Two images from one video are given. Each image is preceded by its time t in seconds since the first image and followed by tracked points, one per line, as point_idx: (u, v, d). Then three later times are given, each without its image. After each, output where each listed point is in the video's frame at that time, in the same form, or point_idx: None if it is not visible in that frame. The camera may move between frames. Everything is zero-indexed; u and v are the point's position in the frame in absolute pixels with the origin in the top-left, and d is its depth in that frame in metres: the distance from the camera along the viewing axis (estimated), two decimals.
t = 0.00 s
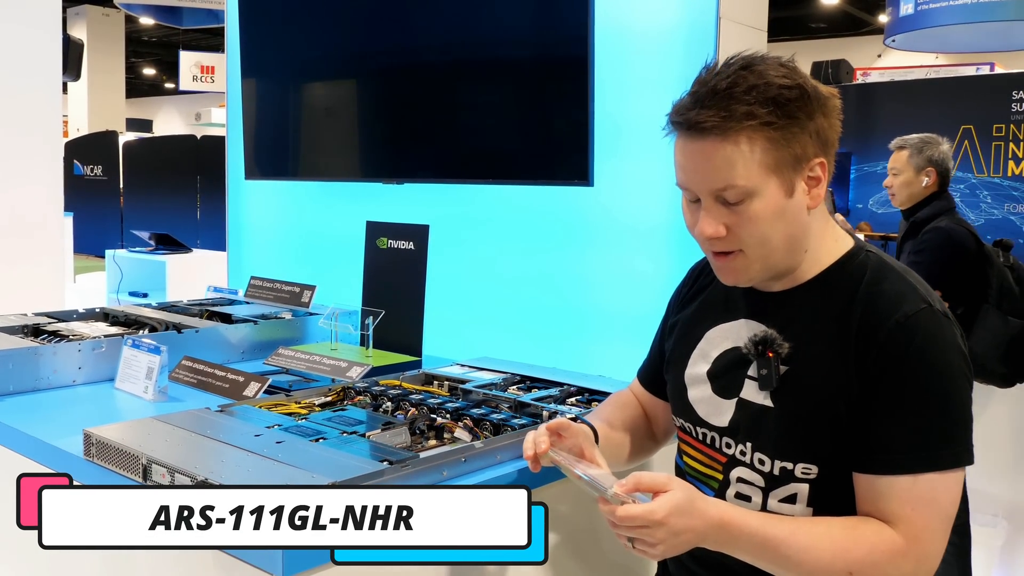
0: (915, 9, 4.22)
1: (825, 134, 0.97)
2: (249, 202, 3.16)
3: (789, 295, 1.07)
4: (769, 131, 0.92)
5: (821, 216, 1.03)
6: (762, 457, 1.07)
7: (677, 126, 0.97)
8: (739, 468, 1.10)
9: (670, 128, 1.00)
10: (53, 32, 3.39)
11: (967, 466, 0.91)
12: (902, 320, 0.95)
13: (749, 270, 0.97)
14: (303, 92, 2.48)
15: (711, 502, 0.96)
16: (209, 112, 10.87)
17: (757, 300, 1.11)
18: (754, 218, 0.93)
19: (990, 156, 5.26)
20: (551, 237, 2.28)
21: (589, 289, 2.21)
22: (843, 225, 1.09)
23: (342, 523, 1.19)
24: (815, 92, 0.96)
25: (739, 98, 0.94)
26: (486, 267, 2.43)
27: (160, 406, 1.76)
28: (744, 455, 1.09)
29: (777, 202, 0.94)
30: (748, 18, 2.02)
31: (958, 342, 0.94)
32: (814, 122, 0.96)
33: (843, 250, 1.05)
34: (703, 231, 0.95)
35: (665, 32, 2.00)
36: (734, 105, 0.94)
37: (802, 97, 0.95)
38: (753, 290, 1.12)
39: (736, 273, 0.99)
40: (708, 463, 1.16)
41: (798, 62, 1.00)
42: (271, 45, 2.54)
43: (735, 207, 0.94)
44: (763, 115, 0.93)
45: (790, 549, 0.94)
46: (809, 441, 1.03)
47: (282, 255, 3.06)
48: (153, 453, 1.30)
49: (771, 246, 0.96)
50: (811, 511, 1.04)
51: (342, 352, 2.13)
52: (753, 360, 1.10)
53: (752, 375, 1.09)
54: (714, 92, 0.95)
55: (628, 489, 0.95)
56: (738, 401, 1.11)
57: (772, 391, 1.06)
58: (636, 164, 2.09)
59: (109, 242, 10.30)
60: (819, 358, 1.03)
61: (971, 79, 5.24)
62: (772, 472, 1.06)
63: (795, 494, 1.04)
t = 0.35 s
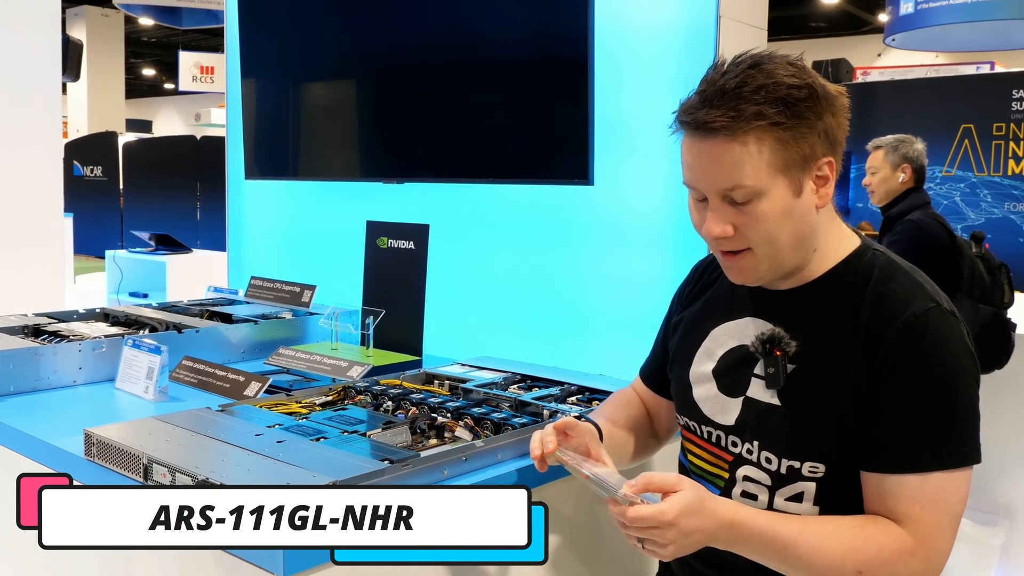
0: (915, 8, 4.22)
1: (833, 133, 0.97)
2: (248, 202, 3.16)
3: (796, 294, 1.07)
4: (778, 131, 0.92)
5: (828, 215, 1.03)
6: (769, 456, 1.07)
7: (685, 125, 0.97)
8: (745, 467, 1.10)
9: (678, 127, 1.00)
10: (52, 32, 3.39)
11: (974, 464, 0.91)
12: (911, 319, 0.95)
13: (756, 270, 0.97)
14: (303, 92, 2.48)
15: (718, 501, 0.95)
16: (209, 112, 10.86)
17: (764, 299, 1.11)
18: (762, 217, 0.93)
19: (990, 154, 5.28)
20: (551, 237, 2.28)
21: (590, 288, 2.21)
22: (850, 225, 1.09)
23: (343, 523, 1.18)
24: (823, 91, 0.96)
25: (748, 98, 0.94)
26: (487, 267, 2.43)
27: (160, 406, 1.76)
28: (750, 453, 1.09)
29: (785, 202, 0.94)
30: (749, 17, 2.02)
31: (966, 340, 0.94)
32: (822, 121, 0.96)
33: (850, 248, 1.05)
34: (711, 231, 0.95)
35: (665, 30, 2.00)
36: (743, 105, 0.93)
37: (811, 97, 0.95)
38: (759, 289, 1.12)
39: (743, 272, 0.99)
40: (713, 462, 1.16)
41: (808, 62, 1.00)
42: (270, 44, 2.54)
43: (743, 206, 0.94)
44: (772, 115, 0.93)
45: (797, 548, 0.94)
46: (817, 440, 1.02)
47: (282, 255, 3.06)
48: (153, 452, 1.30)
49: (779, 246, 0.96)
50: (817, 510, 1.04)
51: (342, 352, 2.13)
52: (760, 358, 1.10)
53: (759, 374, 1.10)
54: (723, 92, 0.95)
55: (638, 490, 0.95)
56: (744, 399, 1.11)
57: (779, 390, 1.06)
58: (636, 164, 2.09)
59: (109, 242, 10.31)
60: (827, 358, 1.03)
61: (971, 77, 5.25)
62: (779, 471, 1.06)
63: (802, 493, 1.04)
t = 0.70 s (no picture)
0: (915, 7, 4.22)
1: (841, 131, 0.97)
2: (248, 201, 3.17)
3: (802, 291, 1.07)
4: (787, 128, 0.93)
5: (833, 214, 1.03)
6: (775, 453, 1.07)
7: (694, 119, 0.97)
8: (751, 464, 1.10)
9: (686, 121, 1.00)
10: (51, 32, 3.39)
11: (980, 463, 0.91)
12: (918, 317, 0.95)
13: (761, 266, 0.98)
14: (303, 90, 2.48)
15: (727, 499, 0.95)
16: (209, 111, 10.86)
17: (769, 296, 1.11)
18: (768, 214, 0.94)
19: (990, 153, 5.28)
20: (551, 235, 2.28)
21: (589, 286, 2.21)
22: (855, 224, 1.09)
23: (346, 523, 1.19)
24: (833, 89, 0.97)
25: (758, 94, 0.94)
26: (486, 265, 2.43)
27: (160, 404, 1.76)
28: (755, 451, 1.09)
29: (792, 199, 0.94)
30: (749, 15, 2.02)
31: (972, 338, 0.95)
32: (832, 119, 0.96)
33: (856, 247, 1.05)
34: (717, 226, 0.95)
35: (665, 29, 2.00)
36: (753, 100, 0.94)
37: (821, 94, 0.95)
38: (764, 286, 1.12)
39: (748, 270, 0.99)
40: (717, 459, 1.16)
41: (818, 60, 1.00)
42: (270, 44, 2.55)
43: (750, 202, 0.94)
44: (783, 112, 0.93)
45: (802, 547, 0.94)
46: (823, 437, 1.03)
47: (282, 254, 3.06)
48: (153, 450, 1.30)
49: (784, 243, 0.96)
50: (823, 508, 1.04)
51: (342, 350, 2.13)
52: (767, 355, 1.10)
53: (765, 371, 1.10)
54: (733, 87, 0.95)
55: (647, 488, 0.94)
56: (749, 397, 1.11)
57: (786, 387, 1.06)
58: (636, 162, 2.09)
59: (109, 242, 10.31)
60: (834, 356, 1.03)
61: (971, 76, 5.25)
62: (785, 468, 1.06)
63: (808, 490, 1.04)
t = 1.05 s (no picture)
0: (915, 7, 4.22)
1: (848, 133, 0.97)
2: (247, 200, 3.17)
3: (808, 292, 1.08)
4: (793, 131, 0.93)
5: (840, 215, 1.04)
6: (783, 453, 1.07)
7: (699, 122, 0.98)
8: (757, 464, 1.10)
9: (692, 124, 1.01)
10: (50, 31, 3.39)
11: (988, 462, 0.92)
12: (927, 318, 0.96)
13: (767, 267, 0.98)
14: (303, 90, 2.48)
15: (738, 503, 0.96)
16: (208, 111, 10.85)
17: (775, 297, 1.12)
18: (775, 216, 0.94)
19: (989, 153, 5.28)
20: (549, 235, 2.28)
21: (588, 286, 2.21)
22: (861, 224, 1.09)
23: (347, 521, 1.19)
24: (840, 90, 0.97)
25: (765, 97, 0.94)
26: (485, 265, 2.44)
27: (160, 404, 1.76)
28: (763, 451, 1.10)
29: (798, 201, 0.95)
30: (748, 16, 2.03)
31: (978, 339, 0.95)
32: (838, 121, 0.96)
33: (862, 249, 1.06)
34: (724, 228, 0.96)
35: (664, 30, 2.01)
36: (759, 104, 0.94)
37: (827, 97, 0.95)
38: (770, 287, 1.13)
39: (753, 271, 1.00)
40: (723, 460, 1.16)
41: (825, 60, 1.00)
42: (269, 44, 2.55)
43: (756, 205, 0.94)
44: (789, 116, 0.93)
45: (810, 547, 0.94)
46: (830, 437, 1.03)
47: (281, 254, 3.06)
48: (153, 450, 1.30)
49: (790, 245, 0.97)
50: (829, 508, 1.04)
51: (341, 350, 2.13)
52: (774, 355, 1.10)
53: (772, 371, 1.10)
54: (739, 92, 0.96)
55: (660, 495, 0.95)
56: (755, 397, 1.11)
57: (793, 387, 1.07)
58: (635, 162, 2.09)
59: (108, 242, 10.31)
60: (842, 357, 1.03)
61: (970, 76, 5.26)
62: (793, 468, 1.06)
63: (815, 490, 1.05)
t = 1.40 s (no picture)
0: (912, 8, 4.23)
1: (877, 131, 0.99)
2: (246, 202, 3.17)
3: (822, 289, 1.08)
4: (826, 122, 0.94)
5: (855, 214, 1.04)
6: (794, 450, 1.07)
7: (731, 110, 0.99)
8: (767, 463, 1.10)
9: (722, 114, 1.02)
10: (48, 32, 3.39)
11: (1002, 461, 0.93)
12: (945, 315, 0.97)
13: (787, 261, 0.99)
14: (301, 91, 2.48)
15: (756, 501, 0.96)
16: (207, 112, 10.86)
17: (788, 293, 1.12)
18: (800, 208, 0.95)
19: (987, 153, 5.30)
20: (548, 235, 2.29)
21: (587, 286, 2.22)
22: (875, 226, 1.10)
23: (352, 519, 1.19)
24: (871, 89, 0.98)
25: (800, 87, 0.96)
26: (484, 266, 2.44)
27: (159, 405, 1.76)
28: (773, 448, 1.10)
29: (825, 194, 0.95)
30: (747, 17, 2.02)
31: (992, 339, 0.96)
32: (869, 118, 0.97)
33: (877, 249, 1.07)
34: (748, 217, 0.96)
35: (664, 30, 2.01)
36: (794, 94, 0.95)
37: (861, 92, 0.97)
38: (783, 283, 1.13)
39: (773, 264, 1.00)
40: (731, 458, 1.16)
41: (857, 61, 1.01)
42: (268, 45, 2.55)
43: (783, 195, 0.95)
44: (823, 106, 0.94)
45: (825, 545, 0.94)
46: (844, 433, 1.03)
47: (280, 255, 3.06)
48: (152, 451, 1.30)
49: (812, 239, 0.97)
50: (842, 506, 1.04)
51: (340, 351, 2.13)
52: (788, 350, 1.11)
53: (783, 368, 1.11)
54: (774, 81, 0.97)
55: (678, 491, 0.95)
56: (766, 393, 1.12)
57: (806, 383, 1.07)
58: (635, 162, 2.09)
59: (107, 243, 10.30)
60: (856, 353, 1.04)
61: (968, 77, 5.27)
62: (806, 465, 1.06)
63: (827, 488, 1.05)
